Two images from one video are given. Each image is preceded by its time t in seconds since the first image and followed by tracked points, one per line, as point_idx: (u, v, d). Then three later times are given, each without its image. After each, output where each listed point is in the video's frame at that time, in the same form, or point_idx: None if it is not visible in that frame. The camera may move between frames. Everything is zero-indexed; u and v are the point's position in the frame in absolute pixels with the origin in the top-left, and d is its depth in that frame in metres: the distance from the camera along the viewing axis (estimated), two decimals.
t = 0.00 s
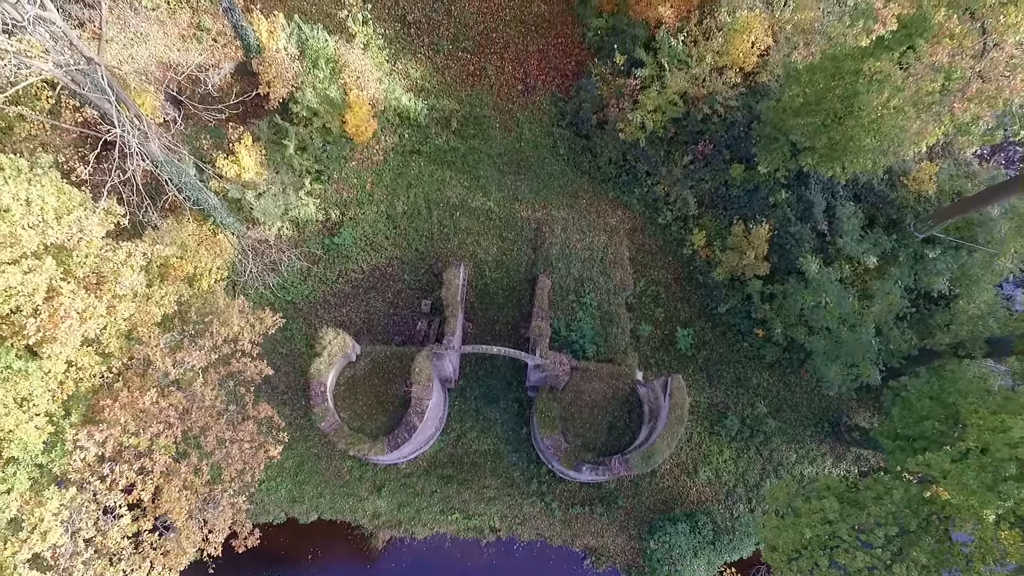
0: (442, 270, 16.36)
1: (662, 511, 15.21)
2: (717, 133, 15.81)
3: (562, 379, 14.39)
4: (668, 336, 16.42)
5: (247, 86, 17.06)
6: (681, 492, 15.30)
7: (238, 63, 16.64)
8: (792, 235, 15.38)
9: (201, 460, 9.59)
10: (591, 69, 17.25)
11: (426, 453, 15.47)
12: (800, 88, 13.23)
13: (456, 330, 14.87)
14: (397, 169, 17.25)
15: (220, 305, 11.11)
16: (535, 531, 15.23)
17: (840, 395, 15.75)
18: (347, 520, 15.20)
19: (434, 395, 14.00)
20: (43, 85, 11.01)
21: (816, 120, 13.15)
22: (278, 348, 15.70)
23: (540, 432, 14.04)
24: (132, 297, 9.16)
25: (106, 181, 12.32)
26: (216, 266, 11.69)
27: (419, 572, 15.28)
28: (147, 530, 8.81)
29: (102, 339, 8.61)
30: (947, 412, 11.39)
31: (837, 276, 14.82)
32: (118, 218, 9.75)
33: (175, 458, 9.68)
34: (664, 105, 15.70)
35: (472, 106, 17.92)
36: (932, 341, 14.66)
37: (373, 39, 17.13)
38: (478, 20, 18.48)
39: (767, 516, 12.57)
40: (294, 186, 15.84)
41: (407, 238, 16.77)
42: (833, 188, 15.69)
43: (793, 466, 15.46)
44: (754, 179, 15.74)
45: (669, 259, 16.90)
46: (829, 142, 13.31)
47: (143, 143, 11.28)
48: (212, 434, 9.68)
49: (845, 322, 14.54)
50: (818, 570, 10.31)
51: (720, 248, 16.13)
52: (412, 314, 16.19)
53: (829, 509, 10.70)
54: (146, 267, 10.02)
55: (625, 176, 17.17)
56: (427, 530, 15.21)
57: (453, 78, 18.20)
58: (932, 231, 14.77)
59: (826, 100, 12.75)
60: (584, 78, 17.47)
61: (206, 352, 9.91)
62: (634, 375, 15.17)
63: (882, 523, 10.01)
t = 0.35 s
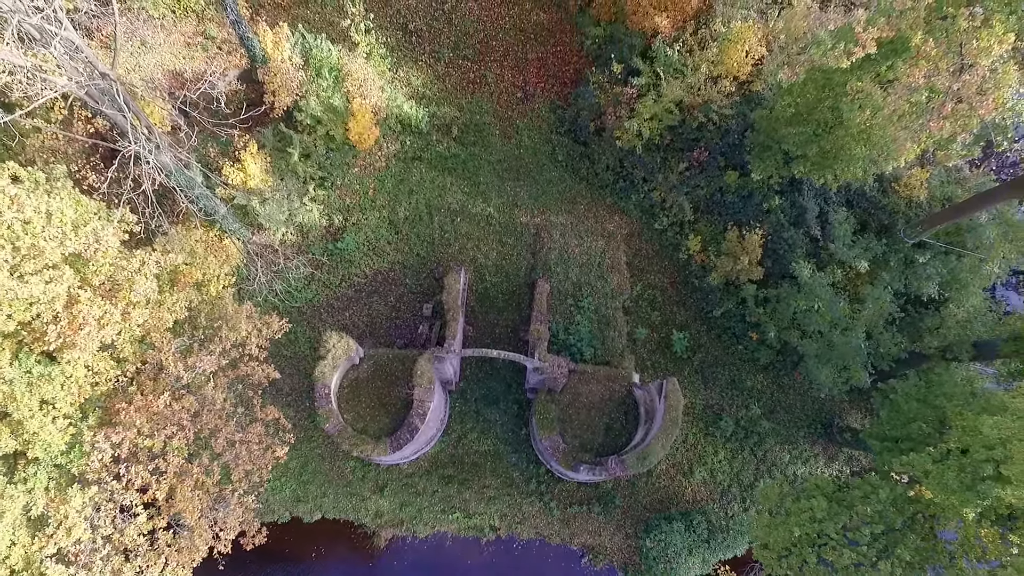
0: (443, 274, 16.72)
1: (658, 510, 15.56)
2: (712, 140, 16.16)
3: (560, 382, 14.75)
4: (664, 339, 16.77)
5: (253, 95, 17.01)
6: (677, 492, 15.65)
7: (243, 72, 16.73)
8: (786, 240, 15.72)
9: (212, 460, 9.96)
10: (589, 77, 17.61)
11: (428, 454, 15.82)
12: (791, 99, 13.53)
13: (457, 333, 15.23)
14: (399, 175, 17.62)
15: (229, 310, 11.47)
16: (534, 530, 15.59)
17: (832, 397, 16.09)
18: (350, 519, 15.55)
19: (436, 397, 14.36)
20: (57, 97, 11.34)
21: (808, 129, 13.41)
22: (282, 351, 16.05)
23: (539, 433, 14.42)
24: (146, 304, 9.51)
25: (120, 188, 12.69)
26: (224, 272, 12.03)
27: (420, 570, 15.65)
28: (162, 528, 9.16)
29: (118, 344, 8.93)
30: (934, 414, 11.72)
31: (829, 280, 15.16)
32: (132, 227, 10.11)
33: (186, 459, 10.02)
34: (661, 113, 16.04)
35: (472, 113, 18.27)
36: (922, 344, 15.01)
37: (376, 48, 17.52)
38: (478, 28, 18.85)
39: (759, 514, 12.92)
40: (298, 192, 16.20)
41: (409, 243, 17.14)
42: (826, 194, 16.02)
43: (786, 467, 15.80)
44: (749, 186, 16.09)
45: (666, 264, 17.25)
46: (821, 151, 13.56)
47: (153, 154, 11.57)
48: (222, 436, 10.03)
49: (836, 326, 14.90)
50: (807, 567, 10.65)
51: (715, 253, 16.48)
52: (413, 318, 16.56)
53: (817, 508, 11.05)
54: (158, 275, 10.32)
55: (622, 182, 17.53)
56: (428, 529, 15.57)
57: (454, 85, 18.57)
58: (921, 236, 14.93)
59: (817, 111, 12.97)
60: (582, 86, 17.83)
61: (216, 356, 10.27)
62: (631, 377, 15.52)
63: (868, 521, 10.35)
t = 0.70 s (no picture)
0: (443, 277, 17.13)
1: (653, 508, 15.95)
2: (706, 146, 16.56)
3: (558, 382, 15.17)
4: (660, 340, 17.16)
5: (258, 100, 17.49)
6: (672, 489, 16.05)
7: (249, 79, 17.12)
8: (778, 243, 16.11)
9: (223, 457, 10.37)
10: (587, 84, 18.03)
11: (428, 452, 16.22)
12: (782, 108, 13.93)
13: (458, 335, 15.65)
14: (401, 180, 18.03)
15: (238, 313, 11.87)
16: (532, 527, 15.98)
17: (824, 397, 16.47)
18: (353, 516, 15.95)
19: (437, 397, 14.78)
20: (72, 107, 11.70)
21: (797, 137, 13.85)
22: (287, 352, 16.45)
23: (537, 432, 14.89)
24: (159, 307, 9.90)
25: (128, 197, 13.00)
26: (232, 276, 12.41)
27: (421, 566, 16.04)
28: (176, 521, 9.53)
29: (133, 346, 9.30)
30: (918, 413, 12.10)
31: (820, 283, 15.56)
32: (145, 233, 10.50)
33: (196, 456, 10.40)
34: (656, 120, 16.43)
35: (472, 119, 18.69)
36: (910, 346, 15.40)
37: (378, 57, 17.95)
38: (478, 36, 19.31)
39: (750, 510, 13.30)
40: (303, 197, 16.62)
41: (410, 247, 17.56)
42: (817, 199, 16.45)
43: (779, 465, 16.20)
44: (742, 191, 16.49)
45: (661, 267, 17.66)
46: (810, 159, 13.99)
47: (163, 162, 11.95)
48: (231, 434, 10.42)
49: (827, 328, 15.38)
50: (794, 561, 11.05)
51: (709, 256, 16.87)
52: (415, 320, 16.96)
53: (804, 503, 11.44)
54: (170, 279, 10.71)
55: (619, 187, 17.93)
56: (429, 526, 15.96)
57: (455, 92, 18.99)
58: (908, 241, 15.49)
59: (807, 120, 13.37)
60: (580, 93, 18.25)
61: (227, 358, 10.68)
62: (626, 378, 15.92)
63: (852, 516, 10.75)
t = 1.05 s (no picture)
0: (444, 280, 17.57)
1: (649, 504, 16.39)
2: (700, 152, 17.01)
3: (555, 382, 15.62)
4: (655, 341, 17.60)
5: (261, 105, 17.93)
6: (666, 486, 16.49)
7: (253, 84, 17.64)
8: (770, 247, 16.54)
9: (233, 454, 10.80)
10: (584, 91, 18.47)
11: (430, 450, 16.66)
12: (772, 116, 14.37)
13: (458, 336, 16.10)
14: (402, 185, 18.48)
15: (245, 314, 12.27)
16: (531, 523, 16.42)
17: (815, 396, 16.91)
18: (356, 513, 16.38)
19: (437, 396, 15.22)
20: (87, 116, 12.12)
21: (787, 144, 14.30)
22: (292, 352, 16.87)
23: (535, 430, 15.34)
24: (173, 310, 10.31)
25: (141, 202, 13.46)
26: (240, 279, 12.82)
27: (423, 560, 16.48)
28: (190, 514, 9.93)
29: (147, 348, 9.71)
30: (902, 411, 12.53)
31: (811, 285, 16.01)
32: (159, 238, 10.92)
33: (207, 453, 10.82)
34: (651, 126, 16.86)
35: (472, 125, 19.14)
36: (898, 347, 15.83)
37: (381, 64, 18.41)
38: (478, 44, 19.80)
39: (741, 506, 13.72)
40: (307, 201, 17.06)
41: (412, 250, 17.99)
42: (808, 204, 16.88)
43: (771, 463, 16.64)
44: (735, 196, 16.93)
45: (657, 270, 18.11)
46: (800, 165, 14.44)
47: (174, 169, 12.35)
48: (240, 432, 10.84)
49: (817, 329, 15.82)
50: (783, 554, 11.49)
51: (703, 259, 17.31)
52: (416, 321, 17.40)
53: (791, 499, 11.86)
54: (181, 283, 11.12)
55: (615, 192, 18.38)
56: (430, 522, 16.40)
57: (455, 98, 19.43)
58: (897, 245, 15.97)
59: (795, 127, 13.87)
60: (577, 99, 18.69)
61: (236, 359, 11.11)
62: (622, 378, 16.38)
63: (837, 510, 11.19)
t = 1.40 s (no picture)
0: (445, 282, 18.00)
1: (645, 501, 16.82)
2: (696, 158, 17.42)
3: (553, 382, 16.10)
4: (651, 342, 18.03)
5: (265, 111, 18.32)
6: (662, 484, 16.92)
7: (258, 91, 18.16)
8: (764, 250, 16.96)
9: (243, 452, 11.23)
10: (582, 98, 18.88)
11: (431, 448, 17.10)
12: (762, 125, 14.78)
13: (458, 338, 16.56)
14: (404, 190, 18.91)
15: (253, 317, 12.66)
16: (530, 519, 16.87)
17: (807, 396, 17.35)
18: (359, 510, 16.81)
19: (439, 397, 15.69)
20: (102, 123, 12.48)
21: (779, 152, 14.76)
22: (296, 353, 17.29)
23: (534, 429, 15.86)
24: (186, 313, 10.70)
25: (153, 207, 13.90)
26: (247, 282, 13.23)
27: (425, 556, 16.93)
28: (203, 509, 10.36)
29: (162, 350, 10.11)
30: (888, 411, 12.94)
31: (802, 288, 16.45)
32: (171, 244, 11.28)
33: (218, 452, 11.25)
34: (648, 133, 17.28)
35: (472, 131, 19.57)
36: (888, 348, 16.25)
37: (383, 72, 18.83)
38: (478, 51, 20.23)
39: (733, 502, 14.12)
40: (311, 206, 17.48)
41: (414, 253, 18.43)
42: (801, 208, 17.30)
43: (764, 461, 17.08)
44: (729, 201, 17.35)
45: (653, 273, 18.53)
46: (791, 171, 14.87)
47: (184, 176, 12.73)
48: (250, 431, 11.25)
49: (808, 330, 16.26)
50: (773, 547, 11.91)
51: (698, 262, 17.72)
52: (418, 323, 17.83)
53: (780, 495, 12.29)
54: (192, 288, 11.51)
55: (612, 197, 18.80)
56: (432, 519, 16.83)
57: (455, 104, 19.85)
58: (888, 247, 16.30)
59: (785, 136, 14.32)
60: (575, 105, 19.11)
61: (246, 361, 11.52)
62: (618, 378, 16.82)
63: (825, 506, 11.61)
